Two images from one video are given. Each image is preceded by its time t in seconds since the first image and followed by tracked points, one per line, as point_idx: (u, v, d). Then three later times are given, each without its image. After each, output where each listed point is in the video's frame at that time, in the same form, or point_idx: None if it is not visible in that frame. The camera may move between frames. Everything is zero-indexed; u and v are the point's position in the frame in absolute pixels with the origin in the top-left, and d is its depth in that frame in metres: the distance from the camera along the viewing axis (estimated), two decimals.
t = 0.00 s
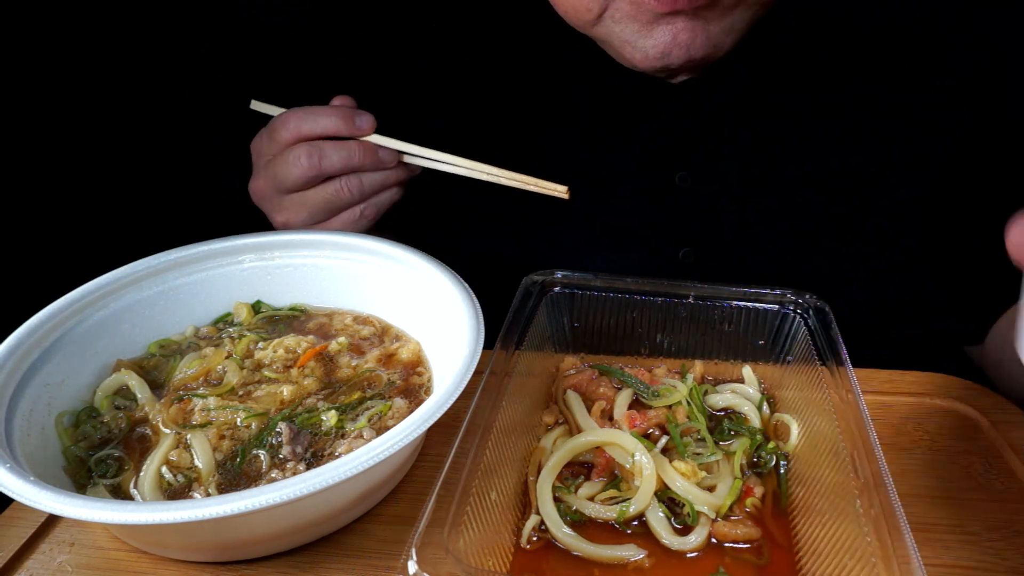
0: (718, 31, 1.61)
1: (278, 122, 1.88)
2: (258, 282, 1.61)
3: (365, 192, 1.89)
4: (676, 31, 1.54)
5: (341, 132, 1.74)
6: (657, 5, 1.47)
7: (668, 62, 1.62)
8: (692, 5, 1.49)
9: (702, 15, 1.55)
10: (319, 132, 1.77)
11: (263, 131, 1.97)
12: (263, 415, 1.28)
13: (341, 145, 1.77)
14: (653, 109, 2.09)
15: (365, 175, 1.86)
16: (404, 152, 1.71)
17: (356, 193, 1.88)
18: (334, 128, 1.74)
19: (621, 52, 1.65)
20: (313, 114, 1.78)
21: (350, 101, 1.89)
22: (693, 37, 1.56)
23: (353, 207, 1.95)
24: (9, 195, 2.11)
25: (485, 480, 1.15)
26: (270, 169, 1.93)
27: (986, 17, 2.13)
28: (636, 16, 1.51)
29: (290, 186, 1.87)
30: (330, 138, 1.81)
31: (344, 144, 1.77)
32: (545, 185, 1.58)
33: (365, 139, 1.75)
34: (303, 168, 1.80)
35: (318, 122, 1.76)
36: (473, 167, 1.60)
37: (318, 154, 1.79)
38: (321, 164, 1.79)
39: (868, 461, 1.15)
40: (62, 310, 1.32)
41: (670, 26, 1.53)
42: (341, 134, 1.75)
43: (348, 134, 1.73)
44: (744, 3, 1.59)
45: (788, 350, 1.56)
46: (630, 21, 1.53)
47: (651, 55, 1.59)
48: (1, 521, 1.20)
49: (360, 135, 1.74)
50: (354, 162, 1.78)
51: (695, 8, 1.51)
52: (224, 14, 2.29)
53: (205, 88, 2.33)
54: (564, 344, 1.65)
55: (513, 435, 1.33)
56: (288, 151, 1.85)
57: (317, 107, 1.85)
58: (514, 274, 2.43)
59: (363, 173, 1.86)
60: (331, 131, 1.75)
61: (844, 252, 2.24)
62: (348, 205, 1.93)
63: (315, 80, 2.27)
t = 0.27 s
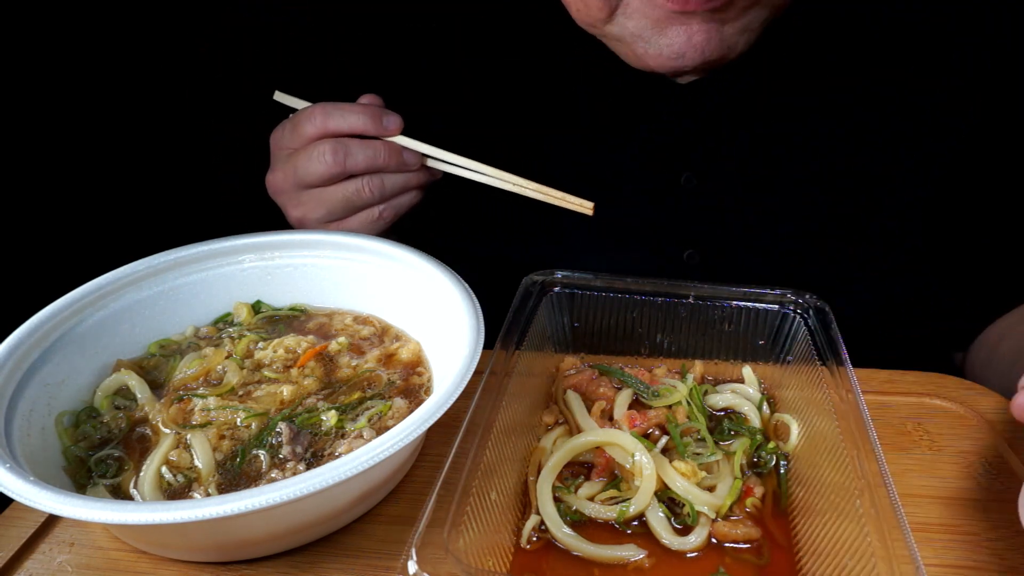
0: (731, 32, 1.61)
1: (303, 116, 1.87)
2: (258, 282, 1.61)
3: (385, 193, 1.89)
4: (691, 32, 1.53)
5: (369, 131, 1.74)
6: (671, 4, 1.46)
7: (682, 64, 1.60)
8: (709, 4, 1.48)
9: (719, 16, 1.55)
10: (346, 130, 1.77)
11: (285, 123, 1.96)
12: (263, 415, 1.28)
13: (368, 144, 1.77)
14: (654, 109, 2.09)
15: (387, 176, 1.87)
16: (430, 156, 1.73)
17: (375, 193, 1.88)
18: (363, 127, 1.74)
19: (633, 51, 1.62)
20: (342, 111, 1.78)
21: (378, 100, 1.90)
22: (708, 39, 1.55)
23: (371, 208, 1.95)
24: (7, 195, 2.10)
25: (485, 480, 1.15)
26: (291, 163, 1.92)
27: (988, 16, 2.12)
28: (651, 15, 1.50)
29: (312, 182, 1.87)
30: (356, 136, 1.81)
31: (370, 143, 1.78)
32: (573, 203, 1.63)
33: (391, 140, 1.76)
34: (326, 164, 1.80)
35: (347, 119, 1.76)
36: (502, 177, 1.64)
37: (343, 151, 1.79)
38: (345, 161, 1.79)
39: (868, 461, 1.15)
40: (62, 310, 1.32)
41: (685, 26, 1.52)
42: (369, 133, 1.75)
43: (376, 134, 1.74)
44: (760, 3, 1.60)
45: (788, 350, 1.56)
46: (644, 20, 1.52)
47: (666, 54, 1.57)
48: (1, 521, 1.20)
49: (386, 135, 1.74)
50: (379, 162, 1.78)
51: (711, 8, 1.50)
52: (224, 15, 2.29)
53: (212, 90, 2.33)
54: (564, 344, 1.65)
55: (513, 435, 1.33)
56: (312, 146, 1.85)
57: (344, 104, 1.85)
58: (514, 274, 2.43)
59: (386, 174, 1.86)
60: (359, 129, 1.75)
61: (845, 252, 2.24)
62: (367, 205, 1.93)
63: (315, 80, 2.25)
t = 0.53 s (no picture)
0: (738, 39, 1.56)
1: (305, 111, 1.88)
2: (258, 281, 1.61)
3: (386, 192, 1.89)
4: (698, 40, 1.50)
5: (371, 127, 1.74)
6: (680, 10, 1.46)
7: (689, 72, 1.56)
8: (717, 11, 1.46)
9: (724, 24, 1.51)
10: (348, 125, 1.78)
11: (287, 118, 1.96)
12: (263, 416, 1.28)
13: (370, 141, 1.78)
14: (654, 109, 2.08)
15: (389, 175, 1.86)
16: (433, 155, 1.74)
17: (376, 191, 1.88)
18: (366, 123, 1.75)
19: (640, 63, 1.62)
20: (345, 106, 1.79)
21: (383, 98, 1.90)
22: (715, 47, 1.52)
23: (371, 206, 1.94)
24: (7, 195, 2.10)
25: (484, 480, 1.15)
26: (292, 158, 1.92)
27: (989, 16, 2.12)
28: (660, 24, 1.49)
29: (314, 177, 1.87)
30: (358, 132, 1.82)
31: (372, 140, 1.78)
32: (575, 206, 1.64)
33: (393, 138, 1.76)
34: (328, 160, 1.81)
35: (350, 114, 1.76)
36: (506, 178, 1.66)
37: (345, 147, 1.80)
38: (347, 157, 1.80)
39: (868, 461, 1.15)
40: (62, 310, 1.32)
41: (693, 34, 1.50)
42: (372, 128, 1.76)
43: (378, 131, 1.74)
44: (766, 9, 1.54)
45: (789, 351, 1.56)
46: (653, 30, 1.51)
47: (672, 63, 1.54)
48: (1, 521, 1.20)
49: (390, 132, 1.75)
50: (380, 159, 1.79)
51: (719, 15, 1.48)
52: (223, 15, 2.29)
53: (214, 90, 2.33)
54: (564, 344, 1.65)
55: (513, 435, 1.32)
56: (314, 141, 1.85)
57: (346, 100, 1.86)
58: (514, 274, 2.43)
59: (387, 172, 1.86)
60: (361, 124, 1.75)
61: (845, 252, 2.24)
62: (367, 203, 1.93)
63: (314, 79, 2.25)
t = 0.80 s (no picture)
0: (735, 37, 1.55)
1: (309, 111, 1.88)
2: (258, 281, 1.61)
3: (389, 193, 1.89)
4: (694, 38, 1.51)
5: (376, 129, 1.74)
6: (677, 11, 1.45)
7: (689, 70, 1.58)
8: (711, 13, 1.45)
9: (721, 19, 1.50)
10: (352, 127, 1.78)
11: (290, 118, 1.96)
12: (263, 415, 1.28)
13: (374, 143, 1.77)
14: (654, 109, 2.08)
15: (391, 176, 1.86)
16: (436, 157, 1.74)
17: (378, 193, 1.88)
18: (369, 125, 1.75)
19: (640, 55, 1.63)
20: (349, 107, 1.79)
21: (387, 99, 1.90)
22: (713, 45, 1.52)
23: (373, 208, 1.94)
24: (6, 195, 2.10)
25: (484, 480, 1.15)
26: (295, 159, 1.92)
27: (989, 16, 2.12)
28: (655, 19, 1.50)
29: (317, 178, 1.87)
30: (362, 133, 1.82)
31: (375, 142, 1.78)
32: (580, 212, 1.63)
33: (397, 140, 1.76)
34: (331, 161, 1.81)
35: (355, 115, 1.76)
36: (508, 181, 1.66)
37: (348, 148, 1.80)
38: (350, 158, 1.80)
39: (868, 461, 1.15)
40: (62, 310, 1.32)
41: (689, 32, 1.50)
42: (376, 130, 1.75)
43: (382, 133, 1.74)
44: (766, 4, 1.54)
45: (789, 351, 1.56)
46: (648, 23, 1.52)
47: (671, 61, 1.56)
48: (1, 521, 1.20)
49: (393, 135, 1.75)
50: (384, 162, 1.78)
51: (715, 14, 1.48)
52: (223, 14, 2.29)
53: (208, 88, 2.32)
54: (564, 344, 1.65)
55: (513, 435, 1.33)
56: (317, 142, 1.85)
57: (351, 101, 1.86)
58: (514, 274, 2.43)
59: (390, 174, 1.86)
60: (365, 126, 1.75)
61: (846, 252, 2.24)
62: (370, 204, 1.93)
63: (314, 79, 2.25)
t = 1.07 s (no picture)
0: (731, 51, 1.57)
1: (307, 111, 1.88)
2: (258, 281, 1.61)
3: (385, 193, 1.89)
4: (690, 55, 1.52)
5: (373, 128, 1.74)
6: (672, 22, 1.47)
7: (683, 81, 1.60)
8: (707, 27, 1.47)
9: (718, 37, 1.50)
10: (348, 127, 1.78)
11: (288, 117, 1.96)
12: (263, 415, 1.28)
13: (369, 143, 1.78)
14: (654, 109, 2.08)
15: (388, 176, 1.86)
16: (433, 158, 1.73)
17: (375, 193, 1.87)
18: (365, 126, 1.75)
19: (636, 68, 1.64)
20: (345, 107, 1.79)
21: (384, 100, 1.90)
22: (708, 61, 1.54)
23: (369, 208, 1.94)
24: (6, 197, 2.09)
25: (484, 480, 1.15)
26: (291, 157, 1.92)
27: (988, 16, 2.12)
28: (654, 35, 1.51)
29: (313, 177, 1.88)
30: (359, 133, 1.82)
31: (372, 142, 1.78)
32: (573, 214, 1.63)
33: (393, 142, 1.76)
34: (328, 160, 1.81)
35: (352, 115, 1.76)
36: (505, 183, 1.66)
37: (345, 148, 1.80)
38: (347, 158, 1.80)
39: (868, 461, 1.14)
40: (61, 310, 1.32)
41: (685, 49, 1.52)
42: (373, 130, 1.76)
43: (378, 133, 1.74)
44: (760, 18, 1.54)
45: (789, 350, 1.56)
46: (645, 37, 1.53)
47: (666, 72, 1.58)
48: (1, 521, 1.20)
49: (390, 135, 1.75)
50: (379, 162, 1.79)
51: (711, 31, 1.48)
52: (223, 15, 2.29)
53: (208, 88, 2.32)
54: (564, 344, 1.65)
55: (513, 435, 1.32)
56: (314, 141, 1.85)
57: (348, 101, 1.86)
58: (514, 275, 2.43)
59: (386, 174, 1.86)
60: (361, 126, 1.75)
61: (846, 253, 2.24)
62: (366, 204, 1.93)
63: (314, 79, 2.25)
